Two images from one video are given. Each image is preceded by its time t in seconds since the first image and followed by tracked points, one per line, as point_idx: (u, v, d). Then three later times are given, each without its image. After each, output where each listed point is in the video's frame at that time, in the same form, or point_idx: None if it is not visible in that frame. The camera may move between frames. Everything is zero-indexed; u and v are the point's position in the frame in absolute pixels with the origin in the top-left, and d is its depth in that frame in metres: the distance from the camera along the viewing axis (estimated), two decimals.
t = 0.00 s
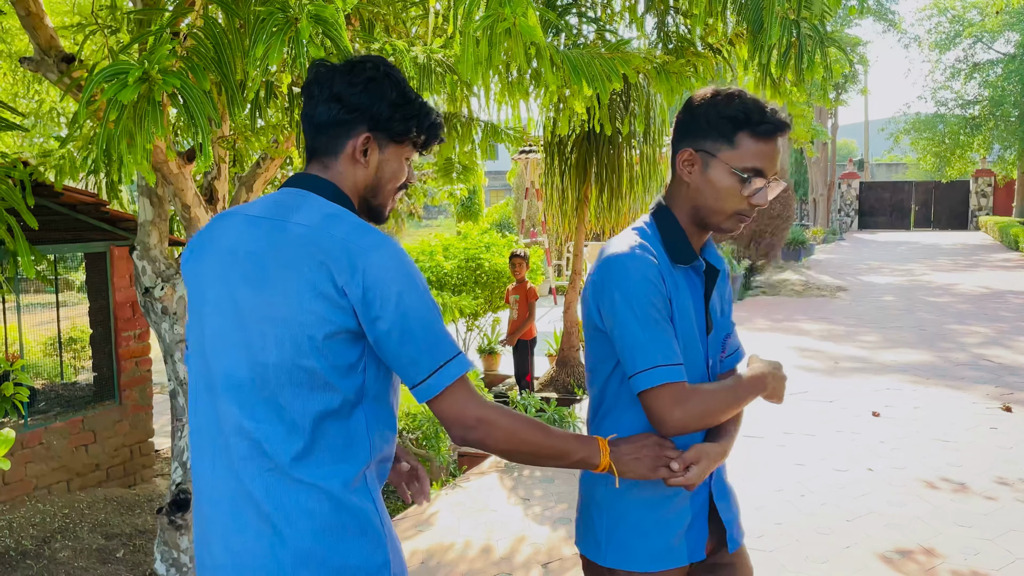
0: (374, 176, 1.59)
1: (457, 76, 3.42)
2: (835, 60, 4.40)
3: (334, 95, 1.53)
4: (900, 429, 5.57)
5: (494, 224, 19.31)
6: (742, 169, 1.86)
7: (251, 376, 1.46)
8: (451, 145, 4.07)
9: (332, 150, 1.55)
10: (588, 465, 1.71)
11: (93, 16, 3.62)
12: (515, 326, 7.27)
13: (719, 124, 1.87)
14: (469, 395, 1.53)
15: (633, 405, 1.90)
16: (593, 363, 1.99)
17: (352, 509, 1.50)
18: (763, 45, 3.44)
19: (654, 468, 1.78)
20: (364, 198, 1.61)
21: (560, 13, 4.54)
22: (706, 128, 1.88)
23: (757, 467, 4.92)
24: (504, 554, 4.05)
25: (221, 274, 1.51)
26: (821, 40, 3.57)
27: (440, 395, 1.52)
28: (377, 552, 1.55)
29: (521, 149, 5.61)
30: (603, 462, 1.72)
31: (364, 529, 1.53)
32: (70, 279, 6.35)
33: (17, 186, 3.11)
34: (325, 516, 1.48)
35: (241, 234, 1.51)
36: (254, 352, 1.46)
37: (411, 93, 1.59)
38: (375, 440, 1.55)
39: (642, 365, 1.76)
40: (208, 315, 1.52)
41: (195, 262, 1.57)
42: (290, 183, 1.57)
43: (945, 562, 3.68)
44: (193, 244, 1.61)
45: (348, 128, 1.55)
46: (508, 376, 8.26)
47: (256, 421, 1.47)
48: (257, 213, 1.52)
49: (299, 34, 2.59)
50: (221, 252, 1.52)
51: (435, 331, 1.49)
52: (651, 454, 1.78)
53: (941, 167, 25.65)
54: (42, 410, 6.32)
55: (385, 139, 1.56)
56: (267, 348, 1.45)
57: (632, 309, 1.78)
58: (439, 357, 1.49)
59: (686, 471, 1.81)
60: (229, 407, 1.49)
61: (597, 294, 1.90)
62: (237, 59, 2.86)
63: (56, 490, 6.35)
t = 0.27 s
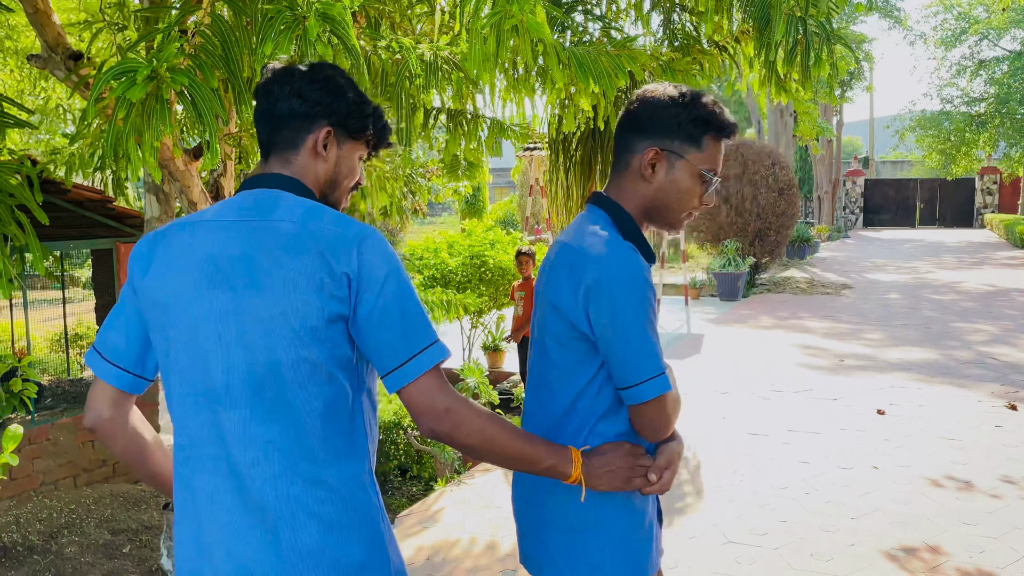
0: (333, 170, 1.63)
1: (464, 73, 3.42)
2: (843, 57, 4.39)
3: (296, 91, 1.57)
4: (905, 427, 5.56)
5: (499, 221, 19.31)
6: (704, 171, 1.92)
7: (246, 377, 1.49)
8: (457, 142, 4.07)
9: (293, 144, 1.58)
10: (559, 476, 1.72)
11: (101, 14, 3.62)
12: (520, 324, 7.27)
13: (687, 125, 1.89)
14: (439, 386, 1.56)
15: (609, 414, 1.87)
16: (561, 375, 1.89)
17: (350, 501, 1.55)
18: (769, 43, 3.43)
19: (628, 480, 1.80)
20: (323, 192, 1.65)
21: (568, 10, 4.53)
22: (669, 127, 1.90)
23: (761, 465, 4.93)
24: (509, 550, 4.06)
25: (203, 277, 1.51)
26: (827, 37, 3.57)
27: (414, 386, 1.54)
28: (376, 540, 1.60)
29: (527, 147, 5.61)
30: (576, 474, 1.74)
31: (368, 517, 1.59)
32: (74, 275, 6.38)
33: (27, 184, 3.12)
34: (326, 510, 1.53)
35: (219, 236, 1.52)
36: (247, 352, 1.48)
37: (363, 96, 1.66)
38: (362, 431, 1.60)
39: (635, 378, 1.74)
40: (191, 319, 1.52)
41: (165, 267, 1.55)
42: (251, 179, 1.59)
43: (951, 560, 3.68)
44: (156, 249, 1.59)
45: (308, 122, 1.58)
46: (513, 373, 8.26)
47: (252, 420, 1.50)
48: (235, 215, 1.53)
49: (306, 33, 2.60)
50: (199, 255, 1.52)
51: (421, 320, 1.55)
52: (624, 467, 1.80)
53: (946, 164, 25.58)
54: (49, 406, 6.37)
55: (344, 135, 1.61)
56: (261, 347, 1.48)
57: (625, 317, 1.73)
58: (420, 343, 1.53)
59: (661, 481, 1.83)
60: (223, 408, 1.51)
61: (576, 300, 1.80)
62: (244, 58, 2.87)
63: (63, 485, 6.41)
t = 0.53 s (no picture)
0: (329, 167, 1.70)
1: (471, 69, 3.41)
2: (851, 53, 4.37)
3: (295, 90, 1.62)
4: (912, 425, 5.55)
5: (505, 218, 19.31)
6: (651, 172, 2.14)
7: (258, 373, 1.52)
8: (464, 138, 4.07)
9: (292, 142, 1.63)
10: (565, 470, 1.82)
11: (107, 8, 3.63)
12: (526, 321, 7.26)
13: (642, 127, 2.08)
14: (448, 379, 1.62)
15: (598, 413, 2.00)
16: (557, 382, 1.96)
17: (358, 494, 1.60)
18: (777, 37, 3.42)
19: (626, 478, 1.93)
20: (320, 189, 1.71)
21: (575, 6, 4.52)
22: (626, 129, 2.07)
23: (767, 462, 4.92)
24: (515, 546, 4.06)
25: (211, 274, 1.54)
26: (836, 33, 3.56)
27: (422, 381, 1.60)
28: (381, 532, 1.65)
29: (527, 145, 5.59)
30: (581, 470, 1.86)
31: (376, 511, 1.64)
32: (82, 273, 6.44)
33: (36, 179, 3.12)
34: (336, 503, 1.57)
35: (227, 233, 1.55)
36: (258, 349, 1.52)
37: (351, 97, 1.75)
38: (366, 425, 1.65)
39: (628, 376, 1.96)
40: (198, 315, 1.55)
41: (168, 264, 1.57)
42: (250, 179, 1.62)
43: (957, 557, 3.67)
44: (155, 246, 1.60)
45: (305, 121, 1.64)
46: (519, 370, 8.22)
47: (264, 417, 1.53)
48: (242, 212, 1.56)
49: (313, 28, 2.60)
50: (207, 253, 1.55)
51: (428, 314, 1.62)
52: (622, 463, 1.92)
53: (955, 161, 25.46)
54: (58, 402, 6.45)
55: (340, 133, 1.68)
56: (273, 342, 1.52)
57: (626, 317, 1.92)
58: (428, 340, 1.60)
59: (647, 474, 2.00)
60: (230, 404, 1.54)
61: (581, 302, 1.91)
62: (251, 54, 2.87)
63: (71, 481, 6.30)
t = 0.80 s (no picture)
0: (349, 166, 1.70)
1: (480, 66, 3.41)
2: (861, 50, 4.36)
3: (316, 89, 1.61)
4: (921, 423, 5.53)
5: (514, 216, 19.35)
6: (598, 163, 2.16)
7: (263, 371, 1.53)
8: (472, 135, 4.07)
9: (311, 141, 1.63)
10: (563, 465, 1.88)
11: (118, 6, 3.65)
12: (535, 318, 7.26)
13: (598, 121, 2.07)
14: (450, 391, 1.64)
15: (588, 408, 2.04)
16: (558, 383, 1.96)
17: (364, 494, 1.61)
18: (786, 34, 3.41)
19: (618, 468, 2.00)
20: (340, 188, 1.71)
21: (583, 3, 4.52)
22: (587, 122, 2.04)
23: (775, 459, 4.91)
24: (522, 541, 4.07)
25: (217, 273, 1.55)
26: (845, 29, 3.55)
27: (423, 393, 1.62)
28: (389, 532, 1.65)
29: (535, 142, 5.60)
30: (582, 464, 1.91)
31: (381, 512, 1.64)
32: (93, 269, 6.54)
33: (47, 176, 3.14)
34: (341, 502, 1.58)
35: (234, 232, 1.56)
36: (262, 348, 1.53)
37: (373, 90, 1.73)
38: (372, 425, 1.64)
39: (616, 368, 2.02)
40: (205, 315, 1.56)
41: (176, 264, 1.59)
42: (270, 175, 1.63)
43: (966, 555, 3.66)
44: (165, 244, 1.61)
45: (327, 120, 1.63)
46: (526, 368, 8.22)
47: (268, 417, 1.54)
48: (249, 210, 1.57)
49: (321, 26, 2.61)
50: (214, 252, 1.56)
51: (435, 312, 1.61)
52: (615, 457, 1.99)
53: (965, 159, 25.30)
54: (69, 398, 6.64)
55: (361, 131, 1.68)
56: (277, 342, 1.52)
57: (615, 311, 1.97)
58: (439, 343, 1.61)
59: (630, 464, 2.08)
60: (236, 403, 1.56)
61: (583, 301, 1.93)
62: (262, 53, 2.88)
63: (81, 476, 6.63)
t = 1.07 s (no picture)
0: (309, 161, 1.64)
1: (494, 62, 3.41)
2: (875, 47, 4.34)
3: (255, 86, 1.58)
4: (934, 421, 5.50)
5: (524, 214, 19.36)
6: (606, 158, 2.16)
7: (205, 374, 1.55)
8: (485, 133, 4.07)
9: (261, 142, 1.60)
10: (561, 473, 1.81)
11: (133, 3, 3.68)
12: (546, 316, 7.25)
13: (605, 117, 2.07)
14: (432, 379, 1.60)
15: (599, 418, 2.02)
16: (571, 397, 1.93)
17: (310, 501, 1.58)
18: (802, 31, 3.41)
19: (625, 485, 1.94)
20: (306, 185, 1.67)
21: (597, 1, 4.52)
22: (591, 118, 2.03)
23: (787, 458, 4.90)
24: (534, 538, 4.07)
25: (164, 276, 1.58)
26: (861, 26, 3.53)
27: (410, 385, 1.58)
28: (331, 546, 1.61)
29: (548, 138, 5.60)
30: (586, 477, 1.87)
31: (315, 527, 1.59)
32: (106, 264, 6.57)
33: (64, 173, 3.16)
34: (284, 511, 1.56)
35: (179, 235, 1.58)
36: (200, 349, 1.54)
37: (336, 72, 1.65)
38: (315, 436, 1.60)
39: (634, 379, 2.00)
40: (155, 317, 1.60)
41: (132, 269, 1.64)
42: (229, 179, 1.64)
43: (979, 554, 3.65)
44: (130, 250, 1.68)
45: (275, 117, 1.60)
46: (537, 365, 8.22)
47: (199, 423, 1.56)
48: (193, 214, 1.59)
49: (336, 22, 2.61)
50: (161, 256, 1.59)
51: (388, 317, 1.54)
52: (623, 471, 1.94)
53: (978, 156, 25.10)
54: (83, 392, 6.64)
55: (316, 122, 1.61)
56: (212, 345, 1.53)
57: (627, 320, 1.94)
58: (398, 347, 1.56)
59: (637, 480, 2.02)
60: (175, 407, 1.59)
61: (598, 313, 1.89)
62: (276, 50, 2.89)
63: (96, 470, 6.48)
